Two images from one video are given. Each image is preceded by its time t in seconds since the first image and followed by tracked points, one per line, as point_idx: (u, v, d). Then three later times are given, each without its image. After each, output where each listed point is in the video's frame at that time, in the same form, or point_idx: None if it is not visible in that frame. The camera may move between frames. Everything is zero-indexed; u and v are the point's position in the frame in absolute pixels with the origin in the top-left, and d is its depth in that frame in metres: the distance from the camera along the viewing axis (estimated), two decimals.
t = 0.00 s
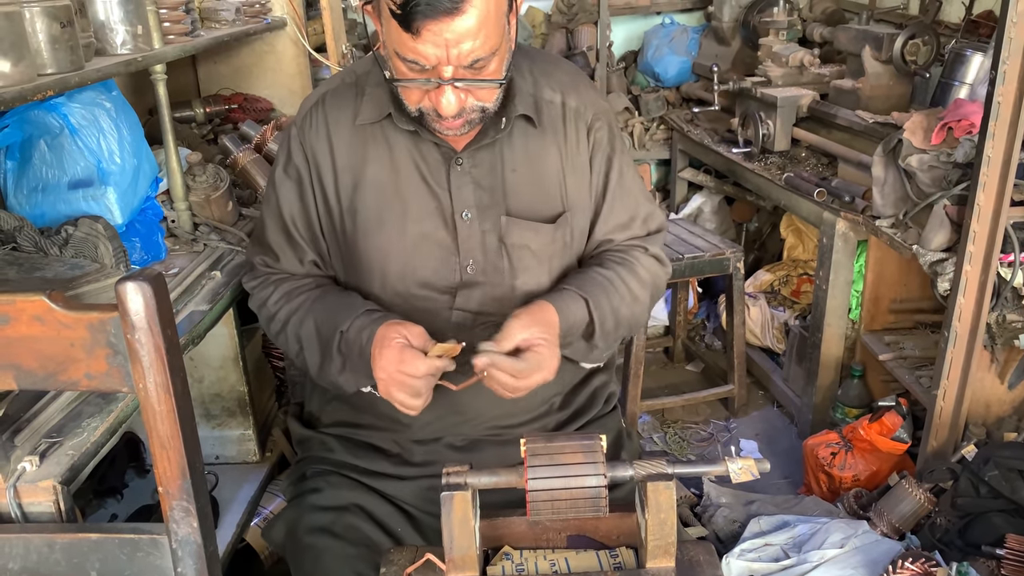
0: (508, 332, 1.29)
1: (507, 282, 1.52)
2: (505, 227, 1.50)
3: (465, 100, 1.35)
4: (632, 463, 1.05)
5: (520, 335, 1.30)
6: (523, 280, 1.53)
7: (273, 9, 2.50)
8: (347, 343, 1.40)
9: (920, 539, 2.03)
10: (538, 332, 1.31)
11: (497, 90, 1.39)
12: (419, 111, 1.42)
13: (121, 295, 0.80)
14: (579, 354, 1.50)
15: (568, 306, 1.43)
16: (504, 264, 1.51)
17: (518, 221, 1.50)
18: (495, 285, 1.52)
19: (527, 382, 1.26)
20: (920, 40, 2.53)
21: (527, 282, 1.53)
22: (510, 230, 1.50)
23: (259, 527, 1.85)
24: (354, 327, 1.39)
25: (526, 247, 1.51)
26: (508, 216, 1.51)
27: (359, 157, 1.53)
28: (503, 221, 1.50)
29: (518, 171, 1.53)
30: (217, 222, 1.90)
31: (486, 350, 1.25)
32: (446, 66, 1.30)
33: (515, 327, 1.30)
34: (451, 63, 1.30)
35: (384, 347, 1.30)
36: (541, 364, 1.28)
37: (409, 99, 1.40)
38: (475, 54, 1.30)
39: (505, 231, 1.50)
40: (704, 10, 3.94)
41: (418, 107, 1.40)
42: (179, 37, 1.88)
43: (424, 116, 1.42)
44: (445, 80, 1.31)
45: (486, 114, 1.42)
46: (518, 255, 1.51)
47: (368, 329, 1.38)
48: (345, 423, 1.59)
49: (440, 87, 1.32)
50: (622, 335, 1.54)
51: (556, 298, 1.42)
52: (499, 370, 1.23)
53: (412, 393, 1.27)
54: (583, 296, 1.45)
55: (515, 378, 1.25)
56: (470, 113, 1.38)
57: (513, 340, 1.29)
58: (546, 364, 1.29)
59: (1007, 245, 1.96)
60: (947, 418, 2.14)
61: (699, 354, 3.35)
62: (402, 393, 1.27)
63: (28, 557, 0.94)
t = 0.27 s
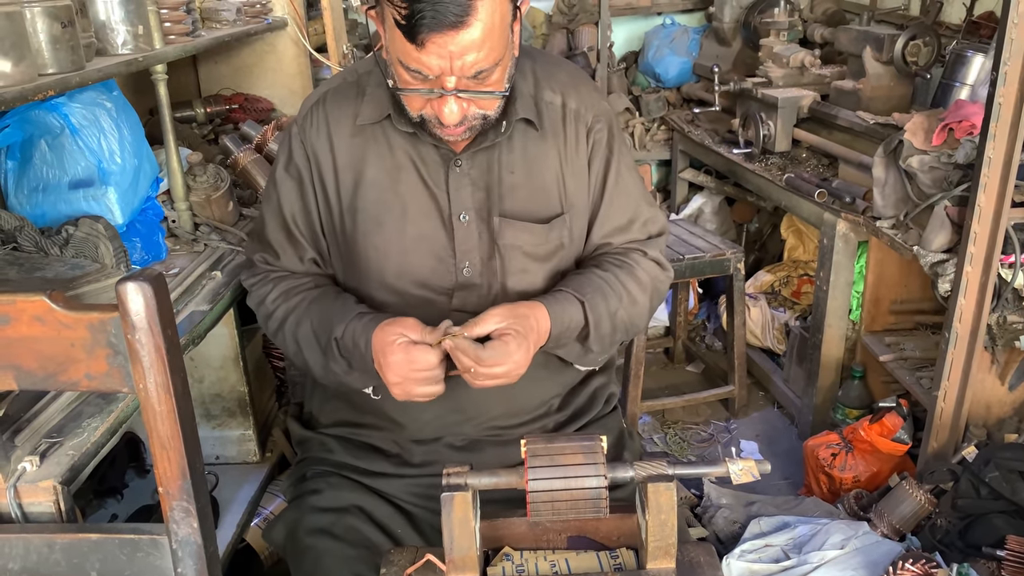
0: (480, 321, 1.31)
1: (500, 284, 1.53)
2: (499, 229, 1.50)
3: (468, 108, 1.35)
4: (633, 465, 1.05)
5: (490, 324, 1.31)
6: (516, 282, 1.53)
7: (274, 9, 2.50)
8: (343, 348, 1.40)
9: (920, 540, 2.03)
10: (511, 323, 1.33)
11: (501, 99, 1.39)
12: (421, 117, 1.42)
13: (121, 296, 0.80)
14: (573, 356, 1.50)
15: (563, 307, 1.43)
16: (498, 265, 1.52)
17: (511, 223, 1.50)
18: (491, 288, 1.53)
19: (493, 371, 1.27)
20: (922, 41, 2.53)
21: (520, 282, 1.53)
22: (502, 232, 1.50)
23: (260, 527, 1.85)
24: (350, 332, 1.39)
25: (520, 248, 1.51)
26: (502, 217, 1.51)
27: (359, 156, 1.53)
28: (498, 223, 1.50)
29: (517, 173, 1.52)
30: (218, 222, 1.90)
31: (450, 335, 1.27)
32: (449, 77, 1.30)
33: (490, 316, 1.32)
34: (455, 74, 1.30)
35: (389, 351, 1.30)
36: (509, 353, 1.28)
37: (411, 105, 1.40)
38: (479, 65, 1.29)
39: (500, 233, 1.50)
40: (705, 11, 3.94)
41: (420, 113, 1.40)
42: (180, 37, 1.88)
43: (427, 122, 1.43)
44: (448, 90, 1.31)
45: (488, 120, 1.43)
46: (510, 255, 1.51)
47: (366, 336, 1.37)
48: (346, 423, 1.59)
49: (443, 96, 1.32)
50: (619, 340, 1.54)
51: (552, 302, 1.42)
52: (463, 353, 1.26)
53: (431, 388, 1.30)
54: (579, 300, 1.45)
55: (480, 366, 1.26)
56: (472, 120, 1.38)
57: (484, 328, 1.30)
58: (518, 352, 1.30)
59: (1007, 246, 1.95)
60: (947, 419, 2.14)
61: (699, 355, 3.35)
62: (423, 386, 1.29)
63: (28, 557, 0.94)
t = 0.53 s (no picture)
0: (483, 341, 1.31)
1: (503, 288, 1.52)
2: (505, 233, 1.50)
3: (474, 113, 1.36)
4: (633, 464, 1.05)
5: (495, 345, 1.32)
6: (522, 287, 1.52)
7: (275, 10, 2.50)
8: (337, 352, 1.40)
9: (921, 540, 2.03)
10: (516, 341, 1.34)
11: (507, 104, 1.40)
12: (427, 119, 1.42)
13: (123, 296, 0.80)
14: (571, 362, 1.51)
15: (561, 313, 1.43)
16: (503, 269, 1.51)
17: (518, 227, 1.50)
18: (496, 292, 1.52)
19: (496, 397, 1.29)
20: (923, 40, 2.55)
21: (524, 288, 1.53)
22: (510, 236, 1.50)
23: (260, 527, 1.85)
24: (344, 337, 1.39)
25: (524, 252, 1.51)
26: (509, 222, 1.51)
27: (363, 157, 1.53)
28: (504, 227, 1.50)
29: (521, 176, 1.53)
30: (219, 223, 1.90)
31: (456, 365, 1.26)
32: (458, 81, 1.30)
33: (491, 334, 1.32)
34: (463, 79, 1.30)
35: (389, 362, 1.30)
36: (514, 377, 1.31)
37: (417, 107, 1.40)
38: (489, 71, 1.29)
39: (505, 237, 1.50)
40: (706, 11, 3.95)
41: (426, 116, 1.39)
42: (182, 37, 1.88)
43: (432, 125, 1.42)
44: (455, 94, 1.31)
45: (493, 124, 1.43)
46: (515, 259, 1.51)
47: (359, 342, 1.37)
48: (347, 423, 1.59)
49: (450, 101, 1.32)
50: (617, 346, 1.54)
51: (551, 309, 1.43)
52: (470, 383, 1.26)
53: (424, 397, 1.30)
54: (579, 307, 1.46)
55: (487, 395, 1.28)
56: (477, 125, 1.39)
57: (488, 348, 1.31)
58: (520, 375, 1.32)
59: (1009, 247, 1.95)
60: (948, 419, 2.14)
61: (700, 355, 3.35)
62: (420, 399, 1.29)
63: (30, 557, 0.94)
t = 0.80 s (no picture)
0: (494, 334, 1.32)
1: (502, 291, 1.52)
2: (507, 237, 1.50)
3: (481, 117, 1.35)
4: (634, 465, 1.04)
5: (506, 337, 1.32)
6: (522, 288, 1.51)
7: (276, 11, 2.51)
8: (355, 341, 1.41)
9: (922, 540, 2.03)
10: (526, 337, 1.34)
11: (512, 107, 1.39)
12: (432, 124, 1.42)
13: (124, 297, 0.80)
14: (562, 364, 1.52)
15: (551, 313, 1.45)
16: (505, 273, 1.51)
17: (520, 231, 1.50)
18: (495, 295, 1.53)
19: (511, 389, 1.29)
20: (924, 41, 2.56)
21: (524, 290, 1.52)
22: (511, 238, 1.50)
23: (261, 529, 1.83)
24: (366, 324, 1.40)
25: (527, 256, 1.50)
26: (511, 224, 1.52)
27: (364, 160, 1.53)
28: (507, 230, 1.50)
29: (522, 179, 1.53)
30: (220, 224, 1.90)
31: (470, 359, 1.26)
32: (465, 87, 1.29)
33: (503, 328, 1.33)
34: (470, 84, 1.29)
35: (401, 350, 1.31)
36: (528, 369, 1.30)
37: (422, 113, 1.40)
38: (495, 76, 1.29)
39: (508, 240, 1.50)
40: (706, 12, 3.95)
41: (431, 121, 1.40)
42: (183, 39, 1.88)
43: (437, 130, 1.43)
44: (463, 100, 1.30)
45: (497, 127, 1.43)
46: (517, 263, 1.50)
47: (382, 329, 1.39)
48: (349, 425, 1.59)
49: (457, 107, 1.31)
50: (609, 349, 1.55)
51: (541, 308, 1.45)
52: (486, 377, 1.26)
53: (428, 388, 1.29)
54: (570, 308, 1.47)
55: (502, 387, 1.27)
56: (483, 129, 1.38)
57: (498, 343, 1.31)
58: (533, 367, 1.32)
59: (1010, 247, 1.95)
60: (949, 420, 2.14)
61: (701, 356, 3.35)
62: (423, 391, 1.29)
63: (31, 559, 0.94)
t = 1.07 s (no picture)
0: (499, 360, 1.31)
1: (513, 303, 1.52)
2: (514, 248, 1.51)
3: (484, 124, 1.34)
4: (633, 466, 1.04)
5: (511, 365, 1.31)
6: (532, 300, 1.53)
7: (275, 12, 2.51)
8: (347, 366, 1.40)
9: (922, 542, 2.03)
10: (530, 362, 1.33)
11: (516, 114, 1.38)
12: (434, 129, 1.42)
13: (122, 298, 0.80)
14: (576, 374, 1.52)
15: (568, 330, 1.44)
16: (513, 284, 1.52)
17: (528, 243, 1.50)
18: (505, 307, 1.53)
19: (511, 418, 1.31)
20: (921, 43, 2.55)
21: (534, 303, 1.53)
22: (519, 250, 1.50)
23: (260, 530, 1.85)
24: (356, 350, 1.39)
25: (535, 267, 1.51)
26: (519, 236, 1.52)
27: (368, 167, 1.52)
28: (514, 241, 1.50)
29: (529, 189, 1.53)
30: (219, 226, 1.90)
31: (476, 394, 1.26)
32: (468, 92, 1.28)
33: (508, 353, 1.32)
34: (474, 89, 1.28)
35: (402, 383, 1.30)
36: (530, 399, 1.32)
37: (425, 118, 1.39)
38: (500, 82, 1.28)
39: (516, 252, 1.51)
40: (705, 13, 3.95)
41: (434, 126, 1.39)
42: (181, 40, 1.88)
43: (440, 135, 1.43)
44: (466, 105, 1.30)
45: (501, 134, 1.43)
46: (526, 275, 1.51)
47: (373, 355, 1.38)
48: (348, 428, 1.59)
49: (461, 112, 1.30)
50: (624, 359, 1.55)
51: (558, 325, 1.44)
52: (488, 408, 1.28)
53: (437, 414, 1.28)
54: (587, 323, 1.46)
55: (503, 417, 1.30)
56: (487, 135, 1.38)
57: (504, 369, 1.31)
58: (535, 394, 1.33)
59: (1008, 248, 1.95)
60: (948, 421, 2.14)
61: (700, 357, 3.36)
62: (429, 422, 1.29)
63: (29, 561, 0.94)
